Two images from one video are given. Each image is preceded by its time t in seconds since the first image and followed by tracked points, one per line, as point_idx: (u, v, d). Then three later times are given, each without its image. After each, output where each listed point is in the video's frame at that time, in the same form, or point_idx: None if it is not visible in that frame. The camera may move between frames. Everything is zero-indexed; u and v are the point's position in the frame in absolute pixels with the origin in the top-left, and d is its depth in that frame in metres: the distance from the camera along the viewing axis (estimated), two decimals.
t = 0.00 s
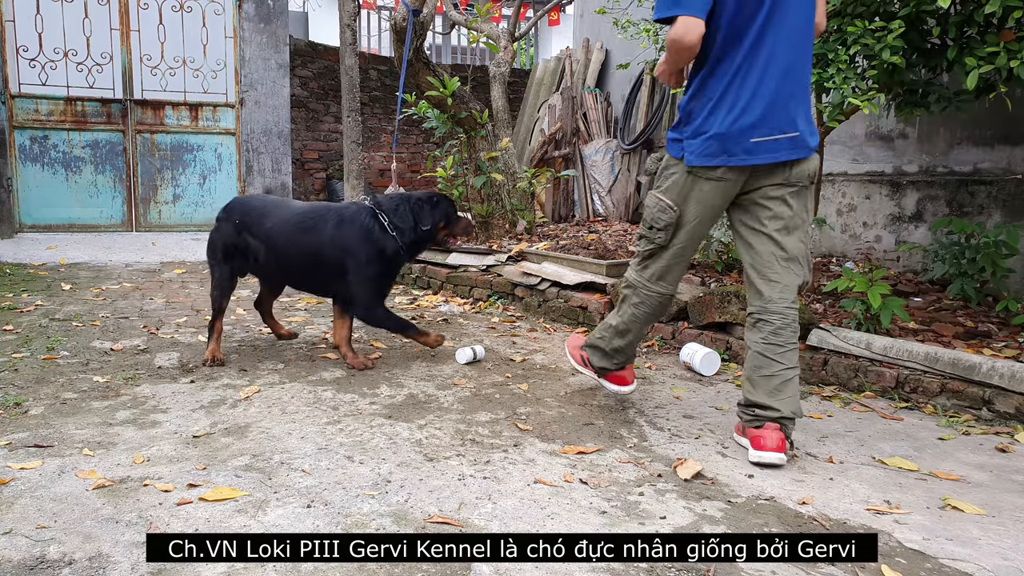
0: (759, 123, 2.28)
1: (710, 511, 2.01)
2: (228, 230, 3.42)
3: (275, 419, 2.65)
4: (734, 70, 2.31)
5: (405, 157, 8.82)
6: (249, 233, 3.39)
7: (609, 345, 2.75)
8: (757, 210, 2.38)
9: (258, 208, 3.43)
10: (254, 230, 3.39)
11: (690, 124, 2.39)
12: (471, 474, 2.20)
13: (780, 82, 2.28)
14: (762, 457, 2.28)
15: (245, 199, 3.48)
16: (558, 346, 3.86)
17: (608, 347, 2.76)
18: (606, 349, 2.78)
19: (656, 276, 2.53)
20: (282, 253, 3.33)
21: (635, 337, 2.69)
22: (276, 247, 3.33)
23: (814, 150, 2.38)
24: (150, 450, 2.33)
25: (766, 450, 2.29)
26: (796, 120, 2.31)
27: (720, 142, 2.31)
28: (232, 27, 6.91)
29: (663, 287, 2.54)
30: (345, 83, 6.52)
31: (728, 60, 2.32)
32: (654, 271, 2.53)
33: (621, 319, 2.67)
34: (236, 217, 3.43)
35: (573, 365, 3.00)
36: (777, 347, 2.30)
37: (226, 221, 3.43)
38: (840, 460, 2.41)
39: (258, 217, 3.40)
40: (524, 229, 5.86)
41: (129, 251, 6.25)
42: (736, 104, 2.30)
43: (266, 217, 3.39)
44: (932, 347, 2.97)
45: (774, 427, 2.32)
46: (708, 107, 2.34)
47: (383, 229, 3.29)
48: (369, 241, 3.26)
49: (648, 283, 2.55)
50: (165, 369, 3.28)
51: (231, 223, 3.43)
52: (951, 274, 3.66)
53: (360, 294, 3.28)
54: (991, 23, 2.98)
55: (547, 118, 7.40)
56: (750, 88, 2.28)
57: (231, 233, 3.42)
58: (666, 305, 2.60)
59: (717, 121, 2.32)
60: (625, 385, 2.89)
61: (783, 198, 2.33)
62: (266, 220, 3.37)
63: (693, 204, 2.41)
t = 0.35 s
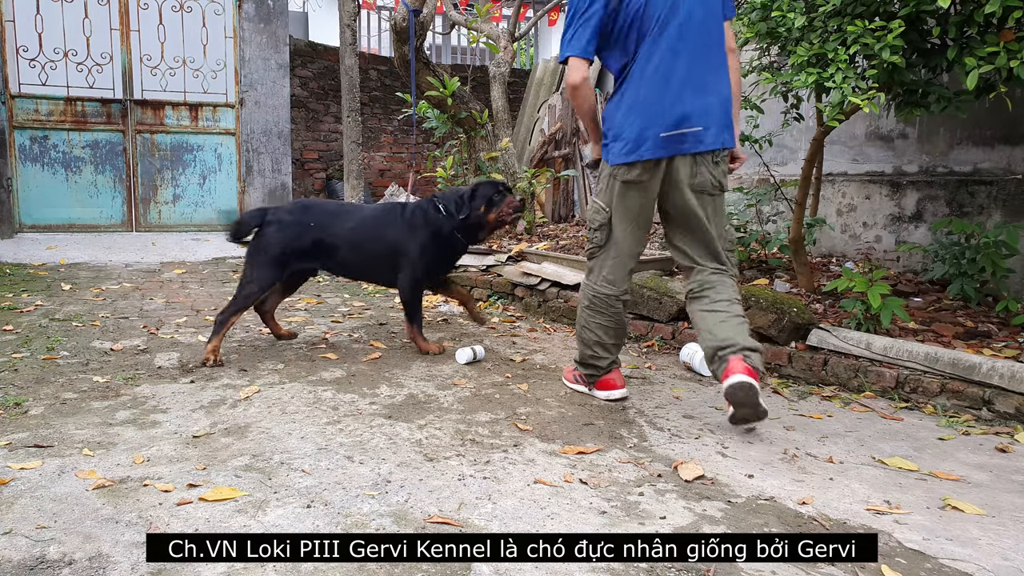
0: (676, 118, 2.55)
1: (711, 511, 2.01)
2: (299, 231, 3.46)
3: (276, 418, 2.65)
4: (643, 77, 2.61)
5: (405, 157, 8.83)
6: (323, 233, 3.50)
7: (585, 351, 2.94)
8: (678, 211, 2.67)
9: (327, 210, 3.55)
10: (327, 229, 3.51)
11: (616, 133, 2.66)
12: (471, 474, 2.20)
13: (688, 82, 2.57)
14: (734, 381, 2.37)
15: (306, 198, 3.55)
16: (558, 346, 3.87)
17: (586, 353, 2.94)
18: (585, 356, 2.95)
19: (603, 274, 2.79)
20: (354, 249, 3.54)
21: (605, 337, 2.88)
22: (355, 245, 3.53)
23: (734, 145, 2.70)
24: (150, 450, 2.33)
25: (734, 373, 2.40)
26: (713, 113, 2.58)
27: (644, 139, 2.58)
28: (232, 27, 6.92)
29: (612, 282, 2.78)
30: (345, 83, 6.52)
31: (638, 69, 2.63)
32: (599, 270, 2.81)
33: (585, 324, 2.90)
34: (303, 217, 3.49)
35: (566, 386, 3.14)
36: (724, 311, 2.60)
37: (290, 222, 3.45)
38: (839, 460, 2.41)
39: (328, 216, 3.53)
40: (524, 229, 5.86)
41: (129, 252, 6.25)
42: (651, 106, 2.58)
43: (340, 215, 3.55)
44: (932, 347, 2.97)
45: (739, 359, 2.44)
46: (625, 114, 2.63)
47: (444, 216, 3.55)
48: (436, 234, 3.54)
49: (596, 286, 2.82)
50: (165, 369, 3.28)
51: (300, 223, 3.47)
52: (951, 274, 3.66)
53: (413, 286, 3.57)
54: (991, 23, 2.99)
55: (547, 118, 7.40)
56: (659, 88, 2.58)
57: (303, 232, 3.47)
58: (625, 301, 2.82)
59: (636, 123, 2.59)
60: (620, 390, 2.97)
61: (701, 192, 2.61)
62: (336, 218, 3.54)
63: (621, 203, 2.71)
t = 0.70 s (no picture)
0: (663, 109, 2.62)
1: (710, 511, 2.01)
2: (386, 232, 3.75)
3: (276, 418, 2.65)
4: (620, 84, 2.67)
5: (405, 157, 8.83)
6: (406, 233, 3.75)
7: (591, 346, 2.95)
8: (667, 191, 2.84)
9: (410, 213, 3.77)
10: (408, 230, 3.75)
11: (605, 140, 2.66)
12: (471, 474, 2.20)
13: (663, 80, 2.67)
14: (651, 394, 2.97)
15: (398, 199, 3.83)
16: (558, 346, 3.87)
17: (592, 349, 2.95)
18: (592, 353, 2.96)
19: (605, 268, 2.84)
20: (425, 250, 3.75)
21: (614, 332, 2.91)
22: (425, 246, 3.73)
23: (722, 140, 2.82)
24: (150, 450, 2.33)
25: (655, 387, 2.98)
26: (700, 101, 2.71)
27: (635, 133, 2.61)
28: (232, 28, 6.92)
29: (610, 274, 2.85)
30: (345, 83, 6.52)
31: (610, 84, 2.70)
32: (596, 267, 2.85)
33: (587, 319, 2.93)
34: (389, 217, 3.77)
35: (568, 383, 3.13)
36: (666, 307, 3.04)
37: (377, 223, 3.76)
38: (840, 460, 2.41)
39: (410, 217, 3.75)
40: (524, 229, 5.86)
41: (129, 251, 6.25)
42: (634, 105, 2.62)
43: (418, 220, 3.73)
44: (932, 347, 2.97)
45: (660, 370, 3.04)
46: (615, 115, 2.63)
47: (502, 235, 3.58)
48: (495, 250, 3.59)
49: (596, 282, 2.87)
50: (165, 369, 3.28)
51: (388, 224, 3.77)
52: (951, 274, 3.66)
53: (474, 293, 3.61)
54: (991, 23, 3.00)
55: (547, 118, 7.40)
56: (640, 87, 2.64)
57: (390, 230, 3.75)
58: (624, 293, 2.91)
59: (624, 123, 2.62)
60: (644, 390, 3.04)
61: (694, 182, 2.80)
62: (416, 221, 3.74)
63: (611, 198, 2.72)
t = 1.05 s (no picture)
0: (651, 236, 2.74)
1: (710, 511, 2.01)
2: (438, 230, 3.82)
3: (276, 418, 2.65)
4: (612, 203, 2.80)
5: (406, 157, 8.83)
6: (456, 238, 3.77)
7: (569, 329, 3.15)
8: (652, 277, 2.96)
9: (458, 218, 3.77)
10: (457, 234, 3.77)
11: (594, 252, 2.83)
12: (471, 474, 2.20)
13: (655, 199, 2.76)
14: (649, 392, 2.96)
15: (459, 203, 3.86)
16: (558, 346, 3.87)
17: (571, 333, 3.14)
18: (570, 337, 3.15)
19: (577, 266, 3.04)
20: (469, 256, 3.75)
21: (590, 308, 3.09)
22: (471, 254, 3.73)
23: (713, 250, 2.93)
24: (150, 450, 2.33)
25: (653, 385, 2.98)
26: (688, 225, 2.79)
27: (620, 254, 2.76)
28: (232, 28, 6.92)
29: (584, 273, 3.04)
30: (345, 83, 6.52)
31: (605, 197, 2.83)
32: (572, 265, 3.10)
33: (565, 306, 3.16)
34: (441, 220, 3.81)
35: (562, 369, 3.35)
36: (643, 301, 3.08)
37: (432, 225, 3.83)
38: (840, 460, 2.41)
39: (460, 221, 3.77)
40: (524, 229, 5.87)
41: (129, 252, 6.25)
42: (622, 226, 2.75)
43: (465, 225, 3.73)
44: (932, 347, 2.97)
45: (656, 367, 3.02)
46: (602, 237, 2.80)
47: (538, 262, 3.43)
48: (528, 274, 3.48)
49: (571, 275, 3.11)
50: (165, 369, 3.28)
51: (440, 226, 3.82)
52: (951, 274, 3.66)
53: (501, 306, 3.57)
54: (991, 23, 3.00)
55: (547, 118, 7.41)
56: (630, 208, 2.76)
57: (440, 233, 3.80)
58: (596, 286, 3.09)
59: (612, 243, 2.76)
60: (642, 388, 3.04)
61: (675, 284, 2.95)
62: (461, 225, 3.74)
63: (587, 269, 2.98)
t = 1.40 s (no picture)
0: (662, 272, 2.79)
1: (710, 511, 2.01)
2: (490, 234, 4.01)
3: (277, 417, 2.66)
4: (621, 238, 2.85)
5: (406, 157, 8.83)
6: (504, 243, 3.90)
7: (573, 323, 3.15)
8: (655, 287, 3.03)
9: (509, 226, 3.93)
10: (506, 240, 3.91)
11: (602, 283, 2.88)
12: (471, 474, 2.20)
13: (667, 238, 2.82)
14: (651, 393, 2.96)
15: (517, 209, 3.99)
16: (558, 346, 3.87)
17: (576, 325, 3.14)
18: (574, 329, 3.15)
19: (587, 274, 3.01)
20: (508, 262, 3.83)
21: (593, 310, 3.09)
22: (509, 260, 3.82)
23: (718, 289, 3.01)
24: (150, 450, 2.33)
25: (655, 384, 2.98)
26: (700, 267, 2.87)
27: (630, 288, 2.80)
28: (232, 28, 6.92)
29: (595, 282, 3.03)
30: (345, 83, 6.51)
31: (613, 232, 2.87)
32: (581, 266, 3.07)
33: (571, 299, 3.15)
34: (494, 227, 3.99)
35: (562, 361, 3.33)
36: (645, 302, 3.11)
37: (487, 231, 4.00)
38: (840, 460, 2.41)
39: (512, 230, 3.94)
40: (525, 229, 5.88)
41: (129, 252, 6.24)
42: (633, 261, 2.80)
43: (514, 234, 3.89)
44: (932, 347, 2.98)
45: (658, 368, 3.02)
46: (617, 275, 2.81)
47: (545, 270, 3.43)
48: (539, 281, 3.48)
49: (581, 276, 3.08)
50: (165, 369, 3.28)
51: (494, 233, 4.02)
52: (951, 274, 3.66)
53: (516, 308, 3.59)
54: (991, 23, 3.00)
55: (547, 118, 7.42)
56: (640, 244, 2.81)
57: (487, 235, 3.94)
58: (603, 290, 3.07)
59: (622, 277, 2.80)
60: (643, 389, 3.03)
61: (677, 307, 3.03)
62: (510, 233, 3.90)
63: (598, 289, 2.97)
